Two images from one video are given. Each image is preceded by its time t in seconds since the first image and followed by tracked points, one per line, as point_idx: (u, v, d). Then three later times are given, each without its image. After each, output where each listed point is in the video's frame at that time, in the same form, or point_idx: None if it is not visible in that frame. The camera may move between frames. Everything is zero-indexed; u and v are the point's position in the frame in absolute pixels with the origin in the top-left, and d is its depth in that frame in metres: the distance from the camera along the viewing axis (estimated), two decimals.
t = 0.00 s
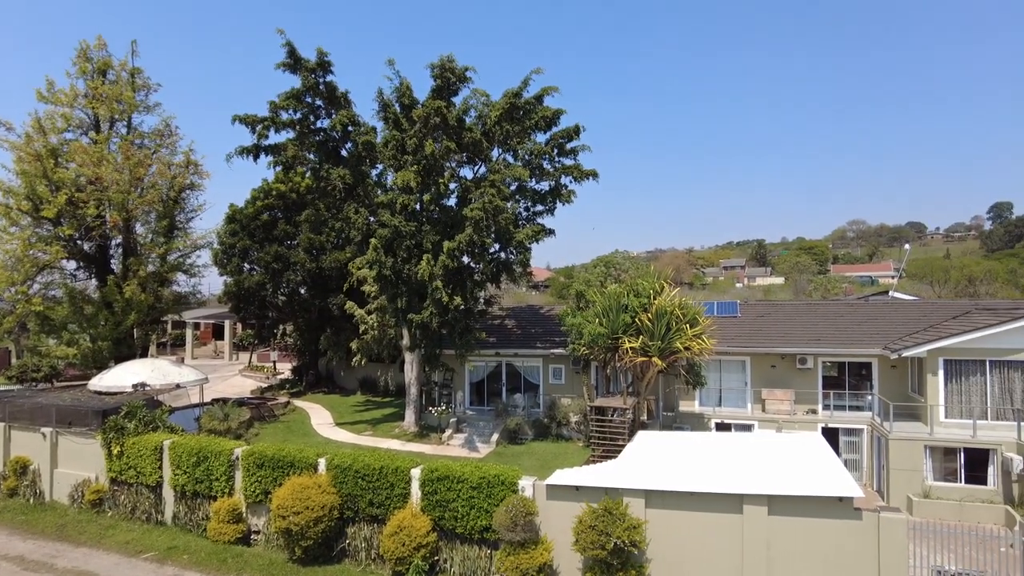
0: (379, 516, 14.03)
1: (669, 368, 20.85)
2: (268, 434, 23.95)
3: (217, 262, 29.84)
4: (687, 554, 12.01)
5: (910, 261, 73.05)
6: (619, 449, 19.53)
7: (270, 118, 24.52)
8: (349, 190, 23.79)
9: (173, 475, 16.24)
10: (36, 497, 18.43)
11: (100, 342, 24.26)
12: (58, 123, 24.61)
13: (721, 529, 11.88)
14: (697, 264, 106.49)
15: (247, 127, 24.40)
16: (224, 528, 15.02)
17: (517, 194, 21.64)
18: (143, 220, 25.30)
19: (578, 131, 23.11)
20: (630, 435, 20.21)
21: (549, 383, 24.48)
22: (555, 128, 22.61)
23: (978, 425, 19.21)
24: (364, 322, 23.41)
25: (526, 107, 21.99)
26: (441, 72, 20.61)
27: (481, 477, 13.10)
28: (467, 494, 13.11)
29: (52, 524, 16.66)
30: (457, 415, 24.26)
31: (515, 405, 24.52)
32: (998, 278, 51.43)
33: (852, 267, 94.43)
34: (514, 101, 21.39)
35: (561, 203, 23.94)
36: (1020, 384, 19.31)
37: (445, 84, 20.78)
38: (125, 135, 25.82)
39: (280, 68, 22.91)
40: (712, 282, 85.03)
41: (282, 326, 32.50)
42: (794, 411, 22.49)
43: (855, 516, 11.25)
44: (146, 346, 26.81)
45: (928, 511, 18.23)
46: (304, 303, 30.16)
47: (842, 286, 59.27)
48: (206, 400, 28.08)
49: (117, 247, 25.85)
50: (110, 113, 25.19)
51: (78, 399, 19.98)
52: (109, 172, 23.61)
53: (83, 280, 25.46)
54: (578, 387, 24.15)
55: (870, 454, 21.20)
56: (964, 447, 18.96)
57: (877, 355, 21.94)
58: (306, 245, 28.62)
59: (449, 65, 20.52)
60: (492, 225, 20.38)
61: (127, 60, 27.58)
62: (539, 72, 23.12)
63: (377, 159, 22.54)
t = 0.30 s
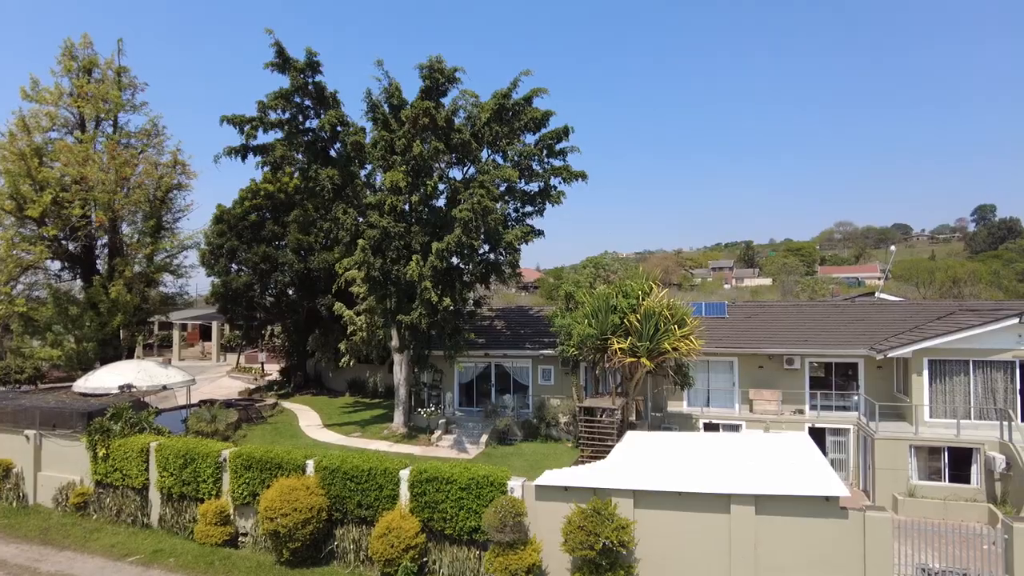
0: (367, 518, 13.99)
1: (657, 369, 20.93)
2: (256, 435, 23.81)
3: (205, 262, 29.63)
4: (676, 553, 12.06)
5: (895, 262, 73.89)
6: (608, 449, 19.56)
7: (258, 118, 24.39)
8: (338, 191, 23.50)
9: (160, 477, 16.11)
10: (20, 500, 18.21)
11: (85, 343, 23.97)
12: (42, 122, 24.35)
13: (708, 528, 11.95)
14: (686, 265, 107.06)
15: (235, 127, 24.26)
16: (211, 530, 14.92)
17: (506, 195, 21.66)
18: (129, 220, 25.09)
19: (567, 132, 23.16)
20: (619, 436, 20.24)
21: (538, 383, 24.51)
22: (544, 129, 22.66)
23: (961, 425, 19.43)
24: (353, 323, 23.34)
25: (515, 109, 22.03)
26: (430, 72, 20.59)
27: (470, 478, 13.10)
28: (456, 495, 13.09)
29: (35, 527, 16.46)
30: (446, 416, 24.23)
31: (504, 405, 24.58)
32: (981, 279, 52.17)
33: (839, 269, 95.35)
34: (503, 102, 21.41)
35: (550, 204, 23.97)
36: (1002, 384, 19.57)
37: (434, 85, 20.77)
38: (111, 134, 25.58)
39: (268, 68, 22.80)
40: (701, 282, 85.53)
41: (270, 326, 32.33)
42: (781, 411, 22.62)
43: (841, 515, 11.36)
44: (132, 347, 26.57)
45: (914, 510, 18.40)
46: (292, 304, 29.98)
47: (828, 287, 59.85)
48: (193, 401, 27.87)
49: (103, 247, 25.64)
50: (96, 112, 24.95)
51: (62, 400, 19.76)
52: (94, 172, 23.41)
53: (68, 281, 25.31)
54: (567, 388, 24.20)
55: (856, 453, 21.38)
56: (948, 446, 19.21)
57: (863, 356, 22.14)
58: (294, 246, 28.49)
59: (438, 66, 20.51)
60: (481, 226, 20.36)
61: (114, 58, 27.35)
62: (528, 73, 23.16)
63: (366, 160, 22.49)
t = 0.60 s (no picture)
0: (356, 519, 13.93)
1: (647, 369, 20.98)
2: (244, 436, 23.66)
3: (192, 262, 29.42)
4: (664, 553, 12.10)
5: (882, 262, 74.58)
6: (597, 449, 19.58)
7: (246, 117, 24.23)
8: (326, 191, 23.55)
9: (146, 479, 15.96)
10: (3, 502, 17.99)
11: (70, 343, 23.73)
12: (26, 120, 24.06)
13: (697, 528, 12.00)
14: (676, 266, 107.60)
15: (223, 126, 24.09)
16: (198, 532, 14.81)
17: (495, 195, 21.64)
18: (115, 219, 24.85)
19: (557, 132, 23.15)
20: (608, 435, 20.28)
21: (528, 383, 24.52)
22: (534, 129, 22.66)
23: (946, 424, 19.63)
24: (342, 323, 23.24)
25: (505, 108, 22.02)
26: (419, 72, 20.52)
27: (459, 478, 13.07)
28: (445, 496, 13.06)
29: (19, 531, 16.25)
30: (436, 416, 24.20)
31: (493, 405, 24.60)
32: (966, 279, 52.83)
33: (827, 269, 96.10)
34: (492, 102, 21.40)
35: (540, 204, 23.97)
36: (986, 383, 19.80)
37: (423, 85, 20.70)
38: (97, 132, 25.33)
39: (256, 66, 22.66)
40: (690, 282, 85.96)
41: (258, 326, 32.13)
42: (770, 410, 22.74)
43: (828, 514, 11.43)
44: (118, 347, 26.33)
45: (900, 508, 18.51)
46: (280, 304, 29.80)
47: (817, 287, 60.30)
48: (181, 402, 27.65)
49: (89, 247, 25.39)
50: (82, 110, 24.69)
51: (46, 401, 19.52)
52: (80, 170, 23.15)
53: (53, 281, 25.09)
54: (557, 388, 24.22)
55: (843, 452, 21.52)
56: (933, 445, 19.39)
57: (850, 355, 22.31)
58: (282, 246, 28.33)
59: (427, 65, 20.45)
60: (471, 226, 20.34)
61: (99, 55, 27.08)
62: (518, 74, 23.17)
63: (355, 159, 22.41)
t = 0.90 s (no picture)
0: (344, 520, 13.85)
1: (635, 368, 21.02)
2: (232, 437, 23.48)
3: (179, 261, 29.16)
4: (653, 552, 12.12)
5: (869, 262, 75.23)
6: (587, 448, 19.59)
7: (234, 115, 24.05)
8: (315, 189, 23.44)
9: (131, 480, 15.79)
10: None
11: (54, 343, 23.42)
12: (9, 117, 23.74)
13: (686, 527, 12.02)
14: (666, 266, 108.05)
15: (210, 124, 23.91)
16: (185, 533, 14.66)
17: (485, 194, 21.61)
18: (101, 217, 24.57)
19: (547, 131, 23.14)
20: (598, 434, 20.30)
21: (517, 383, 24.51)
22: (523, 129, 22.65)
23: (932, 422, 19.83)
24: (330, 322, 23.12)
25: (494, 108, 22.00)
26: (409, 70, 20.45)
27: (448, 478, 13.02)
28: (434, 496, 13.01)
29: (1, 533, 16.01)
30: (425, 416, 24.13)
31: (483, 405, 24.57)
32: (951, 279, 53.40)
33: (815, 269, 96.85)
34: (482, 101, 21.37)
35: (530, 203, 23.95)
36: (971, 382, 20.02)
37: (412, 83, 20.63)
38: (82, 129, 25.05)
39: (244, 64, 22.49)
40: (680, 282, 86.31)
41: (246, 326, 31.91)
42: (758, 409, 22.84)
43: (816, 512, 11.50)
44: (104, 347, 26.06)
45: (886, 506, 18.66)
46: (268, 303, 29.63)
47: (804, 287, 60.71)
48: (167, 403, 27.40)
49: (74, 245, 25.12)
50: (66, 107, 24.40)
51: (29, 402, 19.25)
52: (64, 168, 22.86)
53: (37, 280, 24.72)
54: (546, 387, 24.23)
55: (831, 450, 21.63)
56: (920, 443, 19.56)
57: (837, 354, 22.47)
58: (270, 245, 28.14)
59: (416, 64, 20.38)
60: (460, 225, 20.30)
61: (84, 52, 26.78)
62: (507, 73, 23.16)
63: (344, 158, 22.28)
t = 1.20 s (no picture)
0: (333, 520, 13.77)
1: (625, 368, 21.07)
2: (219, 437, 23.29)
3: (166, 261, 28.89)
4: (643, 551, 12.14)
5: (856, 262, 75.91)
6: (576, 448, 19.59)
7: (222, 114, 23.87)
8: (303, 189, 23.33)
9: (117, 482, 15.63)
10: None
11: (38, 343, 23.13)
12: None
13: (675, 527, 12.05)
14: (655, 266, 108.46)
15: (198, 122, 23.73)
16: (171, 535, 14.50)
17: (475, 194, 21.58)
18: (86, 216, 24.30)
19: (538, 131, 23.14)
20: (587, 434, 20.33)
21: (507, 383, 24.50)
22: (513, 128, 22.64)
23: (918, 421, 20.01)
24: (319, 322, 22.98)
25: (484, 107, 21.99)
26: (399, 69, 20.38)
27: (438, 479, 12.98)
28: (423, 496, 12.97)
29: None
30: (414, 417, 24.06)
31: (473, 405, 24.54)
32: (937, 279, 54.00)
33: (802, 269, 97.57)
34: (472, 101, 21.35)
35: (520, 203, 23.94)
36: (957, 381, 20.23)
37: (402, 82, 20.56)
38: (67, 127, 24.78)
39: (232, 62, 22.33)
40: (670, 282, 86.64)
41: (234, 326, 31.69)
42: (746, 408, 22.93)
43: (804, 510, 11.57)
44: (89, 347, 25.78)
45: (873, 504, 18.80)
46: (256, 303, 29.49)
47: (792, 287, 61.15)
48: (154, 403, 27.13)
49: (59, 244, 24.86)
50: (51, 104, 24.12)
51: (12, 403, 18.99)
52: (48, 165, 22.58)
53: (20, 280, 24.42)
54: (536, 387, 24.24)
55: (818, 449, 21.74)
56: (906, 442, 19.73)
57: (824, 354, 22.64)
58: (258, 244, 27.94)
59: (406, 63, 20.32)
60: (450, 225, 20.26)
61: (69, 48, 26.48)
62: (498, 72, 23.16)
63: (333, 157, 22.17)
